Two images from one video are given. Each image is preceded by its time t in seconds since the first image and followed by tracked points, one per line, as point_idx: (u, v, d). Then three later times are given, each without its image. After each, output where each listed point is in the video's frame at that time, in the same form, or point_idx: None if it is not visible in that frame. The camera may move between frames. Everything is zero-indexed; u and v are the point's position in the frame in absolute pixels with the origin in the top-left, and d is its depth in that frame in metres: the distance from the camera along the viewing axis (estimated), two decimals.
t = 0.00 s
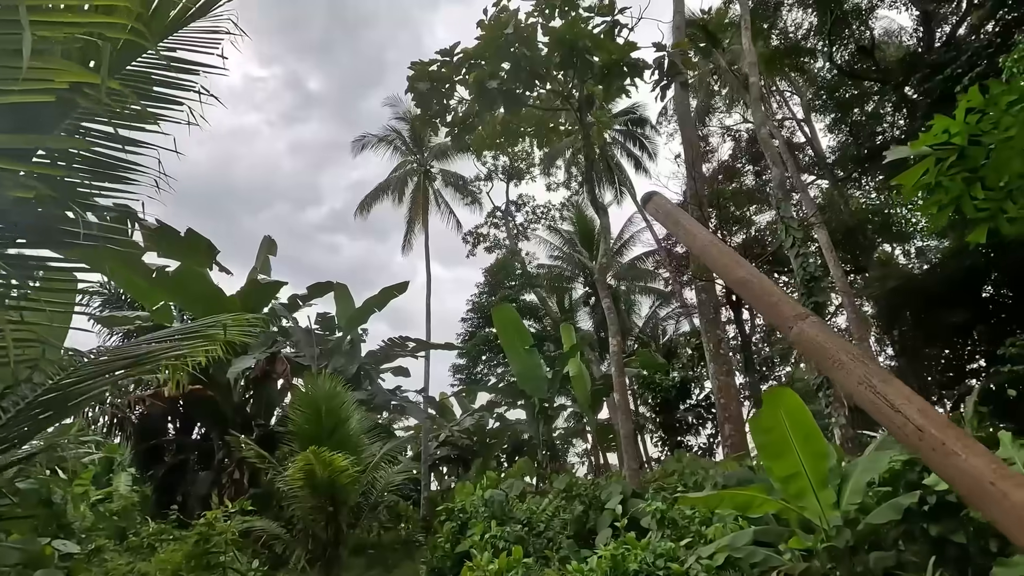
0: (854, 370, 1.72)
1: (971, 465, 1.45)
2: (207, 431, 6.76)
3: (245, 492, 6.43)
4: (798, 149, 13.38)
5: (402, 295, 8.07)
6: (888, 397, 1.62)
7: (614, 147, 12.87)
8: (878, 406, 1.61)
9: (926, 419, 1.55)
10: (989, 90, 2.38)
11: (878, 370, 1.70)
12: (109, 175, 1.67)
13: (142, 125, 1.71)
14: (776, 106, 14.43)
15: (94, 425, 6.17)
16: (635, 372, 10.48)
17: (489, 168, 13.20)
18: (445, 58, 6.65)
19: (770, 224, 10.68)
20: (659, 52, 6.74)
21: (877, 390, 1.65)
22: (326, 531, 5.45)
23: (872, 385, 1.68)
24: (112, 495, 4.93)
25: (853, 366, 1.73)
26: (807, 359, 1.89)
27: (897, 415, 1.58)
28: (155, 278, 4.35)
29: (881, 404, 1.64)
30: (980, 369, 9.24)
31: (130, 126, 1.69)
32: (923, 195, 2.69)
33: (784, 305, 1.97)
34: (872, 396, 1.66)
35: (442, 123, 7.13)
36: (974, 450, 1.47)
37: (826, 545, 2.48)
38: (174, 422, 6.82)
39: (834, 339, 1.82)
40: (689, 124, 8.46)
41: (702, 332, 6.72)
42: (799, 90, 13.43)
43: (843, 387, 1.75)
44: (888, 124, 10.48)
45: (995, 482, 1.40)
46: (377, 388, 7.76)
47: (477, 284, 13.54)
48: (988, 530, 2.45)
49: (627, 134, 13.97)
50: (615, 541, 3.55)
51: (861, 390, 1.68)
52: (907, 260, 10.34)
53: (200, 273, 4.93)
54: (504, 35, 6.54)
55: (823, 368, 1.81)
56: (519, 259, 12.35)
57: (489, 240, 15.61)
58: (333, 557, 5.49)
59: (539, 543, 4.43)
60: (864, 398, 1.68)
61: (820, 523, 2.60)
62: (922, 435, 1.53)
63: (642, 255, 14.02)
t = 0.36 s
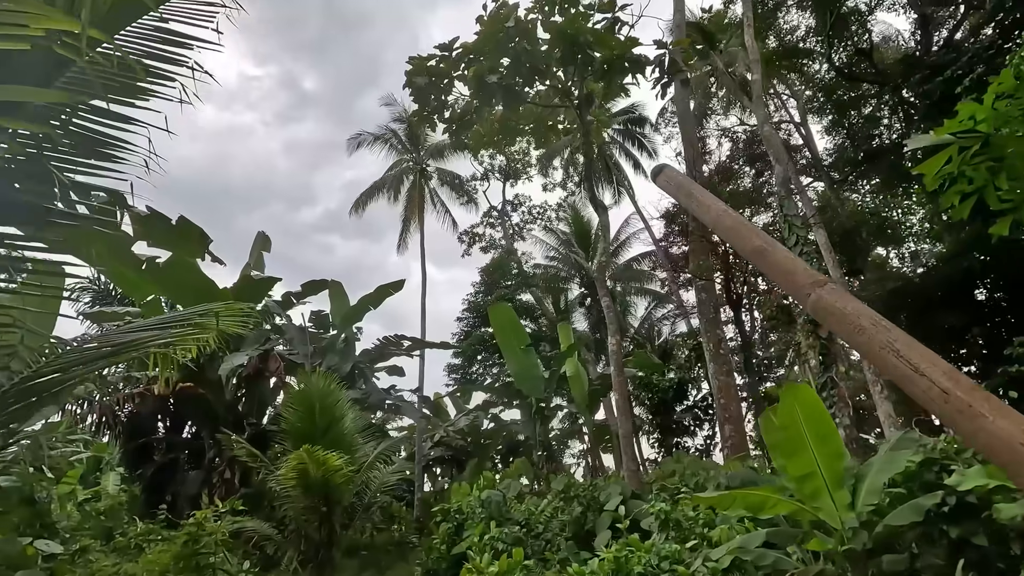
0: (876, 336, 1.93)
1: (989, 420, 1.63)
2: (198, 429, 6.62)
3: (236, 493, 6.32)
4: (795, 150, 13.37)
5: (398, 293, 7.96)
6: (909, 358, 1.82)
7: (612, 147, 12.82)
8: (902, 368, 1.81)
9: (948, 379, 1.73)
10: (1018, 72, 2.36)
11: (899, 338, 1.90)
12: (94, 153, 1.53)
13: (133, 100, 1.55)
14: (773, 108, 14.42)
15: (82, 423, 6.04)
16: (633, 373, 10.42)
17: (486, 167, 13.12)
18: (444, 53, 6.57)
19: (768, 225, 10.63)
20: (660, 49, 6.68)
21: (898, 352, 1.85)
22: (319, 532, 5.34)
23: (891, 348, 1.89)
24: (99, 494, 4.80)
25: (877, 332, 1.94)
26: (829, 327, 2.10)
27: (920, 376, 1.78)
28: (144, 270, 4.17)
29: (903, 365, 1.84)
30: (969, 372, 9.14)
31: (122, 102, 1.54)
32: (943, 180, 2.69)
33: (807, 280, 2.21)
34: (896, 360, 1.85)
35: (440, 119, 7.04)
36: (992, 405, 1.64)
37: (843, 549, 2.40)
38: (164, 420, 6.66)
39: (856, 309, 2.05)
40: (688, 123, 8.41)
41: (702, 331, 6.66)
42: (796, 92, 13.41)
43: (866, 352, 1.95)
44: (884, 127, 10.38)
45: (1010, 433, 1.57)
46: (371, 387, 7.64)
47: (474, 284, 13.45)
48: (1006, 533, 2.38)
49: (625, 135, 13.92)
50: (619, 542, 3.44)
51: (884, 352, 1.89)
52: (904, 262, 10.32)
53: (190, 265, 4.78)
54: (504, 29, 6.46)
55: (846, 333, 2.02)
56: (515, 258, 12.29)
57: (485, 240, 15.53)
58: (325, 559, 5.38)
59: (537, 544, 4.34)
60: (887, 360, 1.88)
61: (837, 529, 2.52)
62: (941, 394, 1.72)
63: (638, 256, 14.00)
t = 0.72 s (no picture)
0: (872, 338, 1.94)
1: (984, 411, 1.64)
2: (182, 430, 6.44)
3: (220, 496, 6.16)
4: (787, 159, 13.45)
5: (389, 293, 7.84)
6: (906, 357, 1.84)
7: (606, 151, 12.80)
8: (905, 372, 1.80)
9: (950, 381, 1.72)
10: None
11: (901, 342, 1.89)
12: (89, 129, 1.66)
13: (130, 72, 1.71)
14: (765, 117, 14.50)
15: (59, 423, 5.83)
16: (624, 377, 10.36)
17: (479, 169, 13.04)
18: (441, 51, 6.48)
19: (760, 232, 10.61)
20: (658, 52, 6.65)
21: (894, 352, 1.86)
22: (305, 536, 5.20)
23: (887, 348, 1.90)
24: (77, 496, 4.63)
25: (873, 334, 1.95)
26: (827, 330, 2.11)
27: (921, 379, 1.77)
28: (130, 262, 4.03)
29: (899, 363, 1.85)
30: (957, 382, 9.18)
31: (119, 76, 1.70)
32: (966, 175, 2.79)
33: (802, 283, 2.22)
34: (897, 363, 1.85)
35: (435, 118, 6.96)
36: (996, 405, 1.62)
37: (861, 555, 2.41)
38: (145, 420, 6.50)
39: (851, 310, 2.05)
40: (684, 127, 8.40)
41: (697, 335, 6.62)
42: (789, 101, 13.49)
43: (865, 354, 1.96)
44: (874, 137, 10.32)
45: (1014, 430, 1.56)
46: (361, 388, 7.51)
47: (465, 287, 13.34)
48: (1021, 538, 2.37)
49: (618, 140, 13.92)
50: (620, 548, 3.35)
51: (882, 354, 1.89)
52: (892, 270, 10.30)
53: (177, 261, 4.70)
54: (503, 28, 6.39)
55: (844, 335, 2.03)
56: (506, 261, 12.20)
57: (477, 243, 15.44)
58: (312, 564, 5.24)
59: (532, 550, 4.24)
60: (884, 361, 1.89)
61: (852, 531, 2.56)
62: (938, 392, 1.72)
63: (630, 261, 13.97)
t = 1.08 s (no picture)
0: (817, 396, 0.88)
1: None
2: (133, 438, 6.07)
3: (170, 509, 5.85)
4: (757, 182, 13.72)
5: (359, 301, 7.65)
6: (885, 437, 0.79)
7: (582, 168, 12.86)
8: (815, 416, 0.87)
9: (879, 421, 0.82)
10: None
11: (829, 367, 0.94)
12: (60, 111, 1.44)
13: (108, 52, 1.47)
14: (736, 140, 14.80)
15: None
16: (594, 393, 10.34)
17: (454, 180, 12.97)
18: (423, 59, 6.40)
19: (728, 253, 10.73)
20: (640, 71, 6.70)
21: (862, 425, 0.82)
22: (262, 553, 4.96)
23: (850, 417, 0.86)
24: (13, 509, 4.32)
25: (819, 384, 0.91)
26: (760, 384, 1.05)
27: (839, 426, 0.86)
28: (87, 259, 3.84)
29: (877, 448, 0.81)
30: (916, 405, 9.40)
31: (96, 56, 1.46)
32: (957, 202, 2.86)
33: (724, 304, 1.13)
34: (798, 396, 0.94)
35: (414, 126, 6.87)
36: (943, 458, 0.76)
37: None
38: (91, 428, 6.16)
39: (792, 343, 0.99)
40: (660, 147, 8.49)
41: (670, 353, 6.62)
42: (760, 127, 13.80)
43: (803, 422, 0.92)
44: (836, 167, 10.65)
45: (971, 507, 0.71)
46: (327, 398, 7.29)
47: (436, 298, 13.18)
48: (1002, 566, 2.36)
49: (594, 157, 14.03)
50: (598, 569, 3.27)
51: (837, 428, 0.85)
52: (848, 296, 10.51)
53: (139, 258, 4.57)
54: (488, 39, 6.34)
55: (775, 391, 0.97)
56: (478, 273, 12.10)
57: (449, 254, 15.32)
58: None
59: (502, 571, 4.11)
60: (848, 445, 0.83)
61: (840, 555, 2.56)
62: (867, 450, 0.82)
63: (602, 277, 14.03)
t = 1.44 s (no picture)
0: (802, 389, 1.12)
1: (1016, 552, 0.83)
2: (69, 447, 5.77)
3: (106, 523, 5.54)
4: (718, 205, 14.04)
5: (319, 309, 7.47)
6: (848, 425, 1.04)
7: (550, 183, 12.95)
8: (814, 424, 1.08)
9: (870, 432, 1.02)
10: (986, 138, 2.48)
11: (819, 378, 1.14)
12: None
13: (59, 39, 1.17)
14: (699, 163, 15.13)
15: None
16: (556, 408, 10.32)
17: (422, 191, 12.89)
18: (395, 67, 6.33)
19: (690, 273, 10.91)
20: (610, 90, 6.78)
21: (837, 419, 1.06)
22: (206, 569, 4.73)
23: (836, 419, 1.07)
24: None
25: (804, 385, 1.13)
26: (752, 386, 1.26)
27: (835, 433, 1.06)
28: (26, 256, 3.67)
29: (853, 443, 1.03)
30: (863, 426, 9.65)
31: (48, 42, 1.16)
32: (907, 232, 2.87)
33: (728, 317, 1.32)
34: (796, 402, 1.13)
35: (383, 133, 6.80)
36: (935, 475, 0.94)
37: None
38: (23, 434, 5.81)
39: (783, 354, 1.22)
40: (626, 167, 8.62)
41: (631, 369, 6.65)
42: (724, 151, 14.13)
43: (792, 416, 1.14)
44: (792, 193, 10.99)
45: (960, 519, 0.87)
46: (281, 407, 7.07)
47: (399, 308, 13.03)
48: None
49: (562, 173, 14.15)
50: None
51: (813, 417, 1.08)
52: (801, 318, 10.77)
53: (87, 257, 4.47)
54: (462, 50, 6.32)
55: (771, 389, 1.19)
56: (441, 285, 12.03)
57: (413, 264, 15.19)
58: None
59: None
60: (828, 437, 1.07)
61: None
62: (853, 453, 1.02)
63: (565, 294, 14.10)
